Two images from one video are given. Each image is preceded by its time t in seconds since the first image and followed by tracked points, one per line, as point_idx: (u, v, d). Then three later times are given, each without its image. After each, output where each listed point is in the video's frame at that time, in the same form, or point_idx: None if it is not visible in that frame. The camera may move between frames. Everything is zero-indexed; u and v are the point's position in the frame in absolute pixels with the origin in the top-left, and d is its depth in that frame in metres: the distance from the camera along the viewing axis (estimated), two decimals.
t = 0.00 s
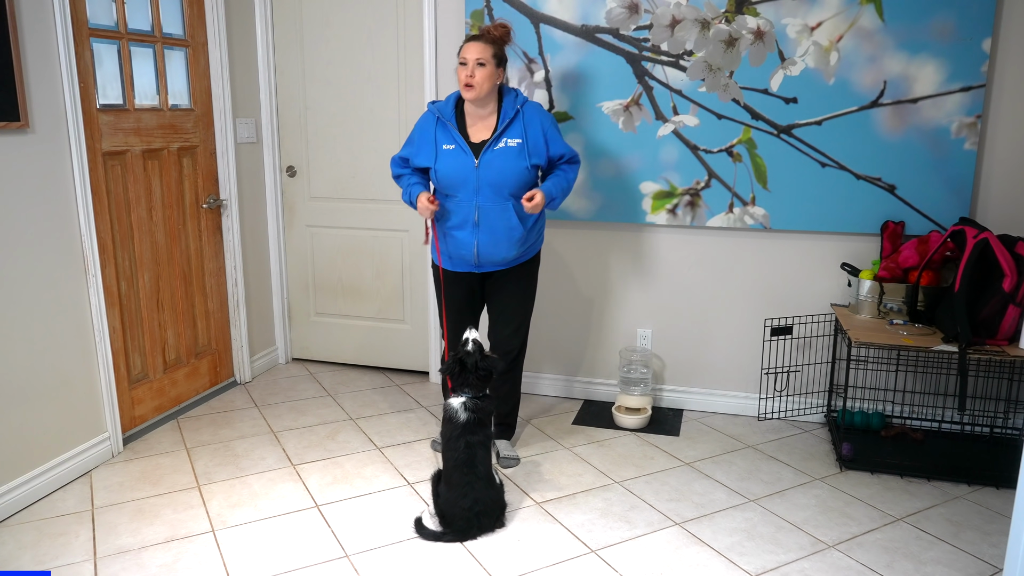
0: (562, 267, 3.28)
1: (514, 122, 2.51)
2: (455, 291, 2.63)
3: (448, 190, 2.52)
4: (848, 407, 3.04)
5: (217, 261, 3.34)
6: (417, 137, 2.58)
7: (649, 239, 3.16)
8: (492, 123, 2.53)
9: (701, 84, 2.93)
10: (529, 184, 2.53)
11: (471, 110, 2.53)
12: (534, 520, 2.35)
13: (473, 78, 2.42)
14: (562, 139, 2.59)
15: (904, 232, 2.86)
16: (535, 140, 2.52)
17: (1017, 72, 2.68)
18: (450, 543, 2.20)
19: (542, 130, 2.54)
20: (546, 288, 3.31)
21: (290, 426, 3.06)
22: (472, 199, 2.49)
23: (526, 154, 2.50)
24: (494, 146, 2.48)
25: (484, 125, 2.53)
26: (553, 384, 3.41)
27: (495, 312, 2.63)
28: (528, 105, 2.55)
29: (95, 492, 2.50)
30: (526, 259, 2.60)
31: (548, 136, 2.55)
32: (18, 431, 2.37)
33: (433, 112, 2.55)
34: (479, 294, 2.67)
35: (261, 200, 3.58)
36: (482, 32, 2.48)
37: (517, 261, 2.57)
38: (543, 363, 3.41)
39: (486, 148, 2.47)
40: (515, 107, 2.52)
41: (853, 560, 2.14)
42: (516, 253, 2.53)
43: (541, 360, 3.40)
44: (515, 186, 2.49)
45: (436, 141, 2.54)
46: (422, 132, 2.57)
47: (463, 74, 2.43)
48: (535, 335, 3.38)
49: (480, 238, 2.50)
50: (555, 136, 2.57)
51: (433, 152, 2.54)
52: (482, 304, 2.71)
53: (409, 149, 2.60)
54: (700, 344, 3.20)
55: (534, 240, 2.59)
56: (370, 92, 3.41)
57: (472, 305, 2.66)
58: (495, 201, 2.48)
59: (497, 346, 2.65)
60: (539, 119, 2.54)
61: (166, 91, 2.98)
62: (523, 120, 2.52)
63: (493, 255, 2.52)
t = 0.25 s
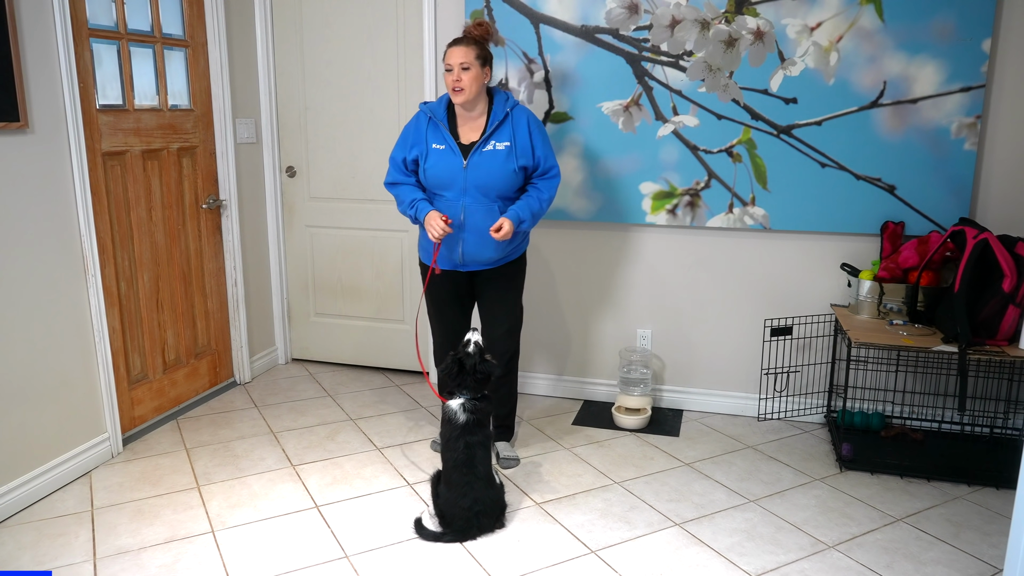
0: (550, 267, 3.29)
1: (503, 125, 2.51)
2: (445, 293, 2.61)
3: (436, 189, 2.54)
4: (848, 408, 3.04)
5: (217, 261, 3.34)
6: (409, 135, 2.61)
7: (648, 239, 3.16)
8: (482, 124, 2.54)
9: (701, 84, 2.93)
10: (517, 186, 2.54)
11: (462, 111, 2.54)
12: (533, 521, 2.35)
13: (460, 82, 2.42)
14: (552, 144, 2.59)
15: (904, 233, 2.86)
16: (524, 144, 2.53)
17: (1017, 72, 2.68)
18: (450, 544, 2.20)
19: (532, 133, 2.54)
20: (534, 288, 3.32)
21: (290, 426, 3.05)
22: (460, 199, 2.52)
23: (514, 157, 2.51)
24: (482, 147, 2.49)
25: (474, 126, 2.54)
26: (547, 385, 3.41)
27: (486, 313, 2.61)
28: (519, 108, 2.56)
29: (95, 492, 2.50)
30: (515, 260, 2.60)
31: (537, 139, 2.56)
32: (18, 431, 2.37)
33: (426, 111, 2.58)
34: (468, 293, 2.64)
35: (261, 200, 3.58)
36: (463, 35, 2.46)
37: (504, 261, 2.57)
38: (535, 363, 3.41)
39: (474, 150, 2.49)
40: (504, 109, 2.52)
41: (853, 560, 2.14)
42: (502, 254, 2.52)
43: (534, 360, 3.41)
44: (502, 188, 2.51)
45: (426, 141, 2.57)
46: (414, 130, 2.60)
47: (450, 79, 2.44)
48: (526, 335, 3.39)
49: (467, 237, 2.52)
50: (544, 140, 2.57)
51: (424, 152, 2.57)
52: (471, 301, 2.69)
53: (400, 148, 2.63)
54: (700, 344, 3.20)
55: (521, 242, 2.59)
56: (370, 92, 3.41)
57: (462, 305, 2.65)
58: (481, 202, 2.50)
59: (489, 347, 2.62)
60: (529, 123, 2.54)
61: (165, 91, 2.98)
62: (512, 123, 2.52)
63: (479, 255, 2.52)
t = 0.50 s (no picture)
0: (536, 268, 3.31)
1: (494, 129, 2.52)
2: (441, 295, 2.61)
3: (426, 189, 2.56)
4: (848, 408, 3.04)
5: (217, 262, 3.34)
6: (403, 132, 2.63)
7: (647, 240, 3.16)
8: (474, 127, 2.55)
9: (701, 85, 2.93)
10: (505, 191, 2.54)
11: (456, 111, 2.55)
12: (533, 521, 2.35)
13: (458, 75, 2.45)
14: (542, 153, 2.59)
15: (904, 234, 2.87)
16: (514, 151, 2.53)
17: (1016, 73, 2.69)
18: (449, 545, 2.20)
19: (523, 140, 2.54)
20: (523, 287, 3.34)
21: (290, 427, 3.06)
22: (447, 199, 2.52)
23: (503, 162, 2.51)
24: (472, 150, 2.50)
25: (468, 126, 2.55)
26: (538, 385, 3.43)
27: (478, 313, 2.61)
28: (513, 114, 2.56)
29: (95, 493, 2.50)
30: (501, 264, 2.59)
31: (527, 146, 2.55)
32: (18, 431, 2.38)
33: (421, 110, 2.60)
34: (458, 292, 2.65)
35: (261, 201, 3.58)
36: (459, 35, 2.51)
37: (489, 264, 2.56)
38: (523, 363, 3.43)
39: (464, 152, 2.49)
40: (498, 114, 2.53)
41: (852, 561, 2.15)
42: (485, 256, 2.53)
43: (523, 359, 3.43)
44: (489, 192, 2.51)
45: (419, 140, 2.58)
46: (408, 128, 2.62)
47: (447, 75, 2.46)
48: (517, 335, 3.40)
49: (452, 238, 2.52)
50: (535, 148, 2.57)
51: (416, 150, 2.59)
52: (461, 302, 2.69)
53: (394, 144, 2.64)
54: (699, 345, 3.20)
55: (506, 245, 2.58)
56: (370, 93, 3.41)
57: (456, 308, 2.66)
58: (467, 204, 2.51)
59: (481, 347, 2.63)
60: (521, 129, 2.54)
61: (165, 92, 2.98)
62: (504, 128, 2.53)
63: (464, 257, 2.53)
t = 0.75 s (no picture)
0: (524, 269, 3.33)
1: (489, 137, 2.51)
2: (438, 296, 2.62)
3: (418, 190, 2.57)
4: (847, 409, 3.05)
5: (217, 262, 3.35)
6: (401, 131, 2.64)
7: (647, 240, 3.16)
8: (471, 132, 2.55)
9: (700, 86, 2.93)
10: (494, 200, 2.53)
11: (455, 114, 2.56)
12: (532, 522, 2.35)
13: (459, 77, 2.46)
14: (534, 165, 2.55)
15: (904, 234, 2.87)
16: (506, 161, 2.50)
17: (1016, 73, 2.69)
18: (448, 545, 2.20)
19: (516, 150, 2.51)
20: (523, 288, 3.34)
21: (290, 428, 3.06)
22: (436, 203, 2.53)
23: (494, 172, 2.49)
24: (465, 156, 2.49)
25: (465, 131, 2.55)
26: (532, 385, 3.43)
27: (470, 313, 2.62)
28: (509, 123, 2.54)
29: (95, 493, 2.50)
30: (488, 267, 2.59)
31: (521, 157, 2.52)
32: (18, 432, 2.38)
33: (421, 110, 2.61)
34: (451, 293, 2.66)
35: (261, 201, 3.58)
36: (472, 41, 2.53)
37: (476, 267, 2.58)
38: (518, 363, 3.44)
39: (456, 158, 2.49)
40: (494, 122, 2.52)
41: (852, 561, 2.15)
42: (472, 260, 2.54)
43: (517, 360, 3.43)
44: (479, 201, 2.50)
45: (415, 140, 2.59)
46: (407, 126, 2.62)
47: (449, 76, 2.47)
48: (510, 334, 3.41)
49: (439, 241, 2.53)
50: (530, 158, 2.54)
51: (411, 150, 2.59)
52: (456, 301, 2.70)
53: (391, 141, 2.65)
54: (699, 345, 3.20)
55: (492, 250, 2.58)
56: (370, 93, 3.41)
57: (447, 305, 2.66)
58: (455, 210, 2.51)
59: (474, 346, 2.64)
60: (515, 139, 2.52)
61: (165, 92, 2.98)
62: (498, 137, 2.51)
63: (451, 259, 2.54)
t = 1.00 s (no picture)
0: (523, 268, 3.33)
1: (486, 148, 2.50)
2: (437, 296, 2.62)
3: (412, 192, 2.57)
4: (847, 409, 3.05)
5: (217, 262, 3.35)
6: (402, 129, 2.64)
7: (647, 241, 3.16)
8: (469, 140, 2.54)
9: (700, 86, 2.94)
10: (485, 210, 2.52)
11: (457, 119, 2.55)
12: (532, 522, 2.35)
13: (466, 84, 2.45)
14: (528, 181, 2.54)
15: (903, 235, 2.87)
16: (500, 174, 2.49)
17: (1016, 74, 2.69)
18: (447, 545, 2.20)
19: (511, 164, 2.49)
20: (523, 288, 3.34)
21: (290, 427, 3.06)
22: (428, 207, 2.54)
23: (487, 184, 2.48)
24: (460, 165, 2.49)
25: (464, 139, 2.55)
26: (530, 385, 3.43)
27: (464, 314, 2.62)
28: (508, 135, 2.53)
29: (94, 493, 2.50)
30: (477, 270, 2.61)
31: (516, 170, 2.50)
32: (18, 431, 2.38)
33: (424, 109, 2.60)
34: (446, 293, 2.66)
35: (261, 201, 3.58)
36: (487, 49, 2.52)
37: (466, 269, 2.60)
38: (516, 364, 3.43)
39: (451, 166, 2.49)
40: (493, 133, 2.51)
41: (852, 561, 2.15)
42: (462, 263, 2.56)
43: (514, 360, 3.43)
44: (470, 210, 2.50)
45: (414, 141, 2.59)
46: (408, 125, 2.62)
47: (456, 81, 2.46)
48: (508, 333, 3.40)
49: (429, 243, 2.54)
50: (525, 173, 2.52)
51: (409, 150, 2.59)
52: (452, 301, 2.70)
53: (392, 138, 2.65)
54: (699, 345, 3.20)
55: (480, 255, 2.59)
56: (370, 93, 3.41)
57: (446, 305, 2.67)
58: (445, 216, 2.52)
59: (471, 345, 2.63)
60: (511, 153, 2.50)
61: (165, 92, 2.98)
62: (495, 148, 2.50)
63: (439, 261, 2.56)
